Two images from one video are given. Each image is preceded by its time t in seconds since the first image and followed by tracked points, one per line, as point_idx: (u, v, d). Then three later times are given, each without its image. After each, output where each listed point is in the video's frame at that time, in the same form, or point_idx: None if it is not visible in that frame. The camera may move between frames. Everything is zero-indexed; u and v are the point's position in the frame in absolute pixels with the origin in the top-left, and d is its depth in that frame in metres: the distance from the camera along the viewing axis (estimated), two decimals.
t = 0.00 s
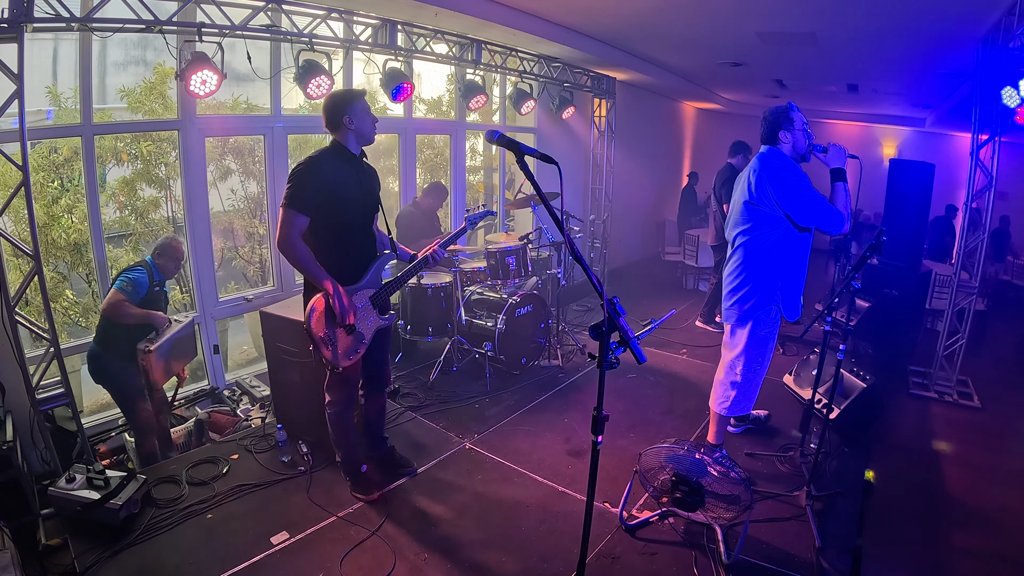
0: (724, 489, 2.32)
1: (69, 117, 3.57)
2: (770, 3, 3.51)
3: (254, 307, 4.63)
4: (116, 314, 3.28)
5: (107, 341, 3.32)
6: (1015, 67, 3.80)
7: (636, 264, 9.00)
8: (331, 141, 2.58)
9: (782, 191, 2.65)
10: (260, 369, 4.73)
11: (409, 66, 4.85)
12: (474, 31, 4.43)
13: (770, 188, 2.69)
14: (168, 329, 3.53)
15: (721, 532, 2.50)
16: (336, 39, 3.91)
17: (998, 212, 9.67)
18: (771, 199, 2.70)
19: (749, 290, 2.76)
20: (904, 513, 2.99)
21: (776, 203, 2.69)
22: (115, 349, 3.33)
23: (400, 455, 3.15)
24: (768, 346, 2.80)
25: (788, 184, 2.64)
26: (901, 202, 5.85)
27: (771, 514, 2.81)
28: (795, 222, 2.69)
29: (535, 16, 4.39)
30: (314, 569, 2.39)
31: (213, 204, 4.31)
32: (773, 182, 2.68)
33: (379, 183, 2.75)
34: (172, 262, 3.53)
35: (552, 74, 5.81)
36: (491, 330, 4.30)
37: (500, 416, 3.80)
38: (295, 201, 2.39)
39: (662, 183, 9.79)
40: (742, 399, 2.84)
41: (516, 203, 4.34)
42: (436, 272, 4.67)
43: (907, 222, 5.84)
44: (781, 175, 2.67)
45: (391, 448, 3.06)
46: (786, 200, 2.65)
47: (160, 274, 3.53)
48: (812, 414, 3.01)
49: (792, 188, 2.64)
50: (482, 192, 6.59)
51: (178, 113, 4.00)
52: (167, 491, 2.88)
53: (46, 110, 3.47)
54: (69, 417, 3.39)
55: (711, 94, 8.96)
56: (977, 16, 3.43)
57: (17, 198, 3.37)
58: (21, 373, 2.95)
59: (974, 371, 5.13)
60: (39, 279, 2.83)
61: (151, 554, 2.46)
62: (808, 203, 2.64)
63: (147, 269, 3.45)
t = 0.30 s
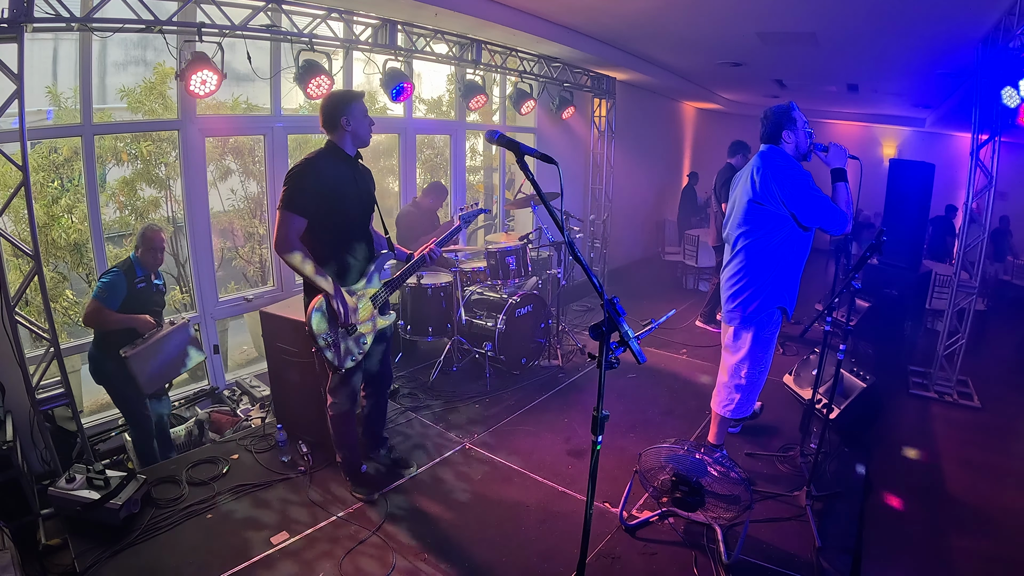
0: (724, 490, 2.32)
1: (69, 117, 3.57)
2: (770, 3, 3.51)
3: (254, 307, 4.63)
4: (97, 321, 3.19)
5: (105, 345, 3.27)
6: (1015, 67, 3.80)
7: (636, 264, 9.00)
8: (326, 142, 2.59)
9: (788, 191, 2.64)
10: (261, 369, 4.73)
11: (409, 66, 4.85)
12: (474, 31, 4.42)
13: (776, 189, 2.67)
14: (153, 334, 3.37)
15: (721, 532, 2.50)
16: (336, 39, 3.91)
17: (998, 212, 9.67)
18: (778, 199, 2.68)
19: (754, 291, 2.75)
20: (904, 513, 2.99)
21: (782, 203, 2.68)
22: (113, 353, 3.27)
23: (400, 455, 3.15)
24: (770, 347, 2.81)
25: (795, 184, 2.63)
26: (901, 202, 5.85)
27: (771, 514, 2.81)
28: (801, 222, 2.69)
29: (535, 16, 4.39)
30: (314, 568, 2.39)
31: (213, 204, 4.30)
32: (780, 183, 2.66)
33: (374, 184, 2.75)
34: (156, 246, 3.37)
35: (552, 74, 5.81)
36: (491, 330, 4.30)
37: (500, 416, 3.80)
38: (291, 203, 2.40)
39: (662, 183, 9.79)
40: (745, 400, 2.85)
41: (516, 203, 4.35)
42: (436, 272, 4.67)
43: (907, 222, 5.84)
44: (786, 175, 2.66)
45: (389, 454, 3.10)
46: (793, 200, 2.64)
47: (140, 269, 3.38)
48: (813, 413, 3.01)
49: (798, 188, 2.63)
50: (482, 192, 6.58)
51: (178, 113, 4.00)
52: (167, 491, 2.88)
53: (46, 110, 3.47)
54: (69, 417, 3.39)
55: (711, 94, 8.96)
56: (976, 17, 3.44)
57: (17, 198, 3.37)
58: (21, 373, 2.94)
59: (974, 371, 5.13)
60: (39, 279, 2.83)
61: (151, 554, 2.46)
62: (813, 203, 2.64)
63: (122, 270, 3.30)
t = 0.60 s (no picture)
0: (724, 490, 2.33)
1: (69, 117, 3.57)
2: (770, 3, 3.51)
3: (254, 307, 4.63)
4: (89, 335, 3.17)
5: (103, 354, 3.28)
6: (1015, 68, 3.80)
7: (636, 264, 9.00)
8: (321, 144, 2.59)
9: (782, 194, 2.64)
10: (261, 369, 4.72)
11: (409, 66, 4.85)
12: (474, 31, 4.42)
13: (770, 192, 2.68)
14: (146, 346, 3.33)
15: (721, 532, 2.50)
16: (336, 39, 3.91)
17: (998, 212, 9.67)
18: (770, 202, 2.69)
19: (751, 293, 2.76)
20: (904, 513, 2.99)
21: (775, 206, 2.68)
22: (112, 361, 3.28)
23: (400, 455, 3.16)
24: (770, 346, 2.81)
25: (788, 187, 2.63)
26: (901, 202, 5.84)
27: (771, 514, 2.81)
28: (795, 224, 2.68)
29: (535, 16, 4.39)
30: (315, 568, 2.40)
31: (213, 204, 4.30)
32: (773, 186, 2.67)
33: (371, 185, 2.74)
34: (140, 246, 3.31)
35: (552, 74, 5.81)
36: (491, 330, 4.29)
37: (500, 416, 3.80)
38: (287, 208, 2.39)
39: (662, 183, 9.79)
40: (746, 399, 2.86)
41: (516, 203, 4.35)
42: (436, 272, 4.67)
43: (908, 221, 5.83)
44: (780, 178, 2.66)
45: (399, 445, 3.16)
46: (786, 203, 2.64)
47: (125, 274, 3.33)
48: (813, 413, 3.01)
49: (791, 191, 2.63)
50: (482, 192, 6.58)
51: (177, 113, 4.00)
52: (167, 491, 2.88)
53: (46, 110, 3.47)
54: (69, 417, 3.40)
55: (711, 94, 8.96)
56: (977, 17, 3.44)
57: (17, 198, 3.38)
58: (21, 373, 2.94)
59: (974, 371, 5.13)
60: (40, 279, 2.83)
61: (151, 554, 2.46)
62: (807, 205, 2.63)
63: (105, 278, 3.25)
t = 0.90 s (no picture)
0: (724, 490, 2.33)
1: (69, 117, 3.58)
2: (771, 4, 3.51)
3: (254, 307, 4.63)
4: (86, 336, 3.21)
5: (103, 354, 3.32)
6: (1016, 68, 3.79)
7: (636, 264, 9.00)
8: (331, 143, 2.58)
9: (772, 198, 2.68)
10: (261, 369, 4.72)
11: (409, 66, 4.85)
12: (474, 31, 4.42)
13: (761, 195, 2.72)
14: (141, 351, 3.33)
15: (721, 532, 2.51)
16: (336, 38, 3.91)
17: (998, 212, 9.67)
18: (761, 206, 2.75)
19: (747, 294, 2.80)
20: (904, 513, 2.99)
21: (765, 209, 2.72)
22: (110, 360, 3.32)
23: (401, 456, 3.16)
24: (770, 347, 2.81)
25: (776, 190, 2.67)
26: (901, 202, 5.84)
27: (771, 514, 2.80)
28: (786, 227, 2.70)
29: (535, 16, 4.39)
30: (315, 568, 2.39)
31: (213, 204, 4.30)
32: (763, 189, 2.71)
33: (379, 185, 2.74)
34: (131, 248, 3.29)
35: (552, 74, 5.81)
36: (491, 330, 4.29)
37: (500, 416, 3.80)
38: (295, 207, 2.38)
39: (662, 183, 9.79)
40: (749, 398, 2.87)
41: (516, 204, 4.35)
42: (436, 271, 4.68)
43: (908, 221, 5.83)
44: (771, 181, 2.70)
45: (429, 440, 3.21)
46: (776, 206, 2.67)
47: (118, 276, 3.33)
48: (812, 413, 3.01)
49: (780, 194, 2.67)
50: (482, 192, 6.58)
51: (177, 113, 4.00)
52: (167, 492, 2.88)
53: (46, 110, 3.47)
54: (69, 417, 3.39)
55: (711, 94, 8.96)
56: (977, 17, 3.44)
57: (17, 198, 3.38)
58: (21, 373, 2.94)
59: (974, 371, 5.13)
60: (40, 279, 2.83)
61: (151, 555, 2.46)
62: (798, 207, 2.64)
63: (98, 280, 3.27)
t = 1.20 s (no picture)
0: (724, 490, 2.33)
1: (69, 117, 3.58)
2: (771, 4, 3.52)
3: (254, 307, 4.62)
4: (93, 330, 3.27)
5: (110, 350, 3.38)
6: (1016, 68, 3.79)
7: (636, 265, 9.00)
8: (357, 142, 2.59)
9: (769, 195, 2.68)
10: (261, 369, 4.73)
11: (409, 66, 4.85)
12: (474, 31, 4.42)
13: (759, 193, 2.73)
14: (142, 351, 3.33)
15: (721, 532, 2.50)
16: (336, 39, 3.91)
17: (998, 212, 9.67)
18: (758, 203, 2.76)
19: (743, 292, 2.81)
20: (903, 513, 2.99)
21: (763, 206, 2.73)
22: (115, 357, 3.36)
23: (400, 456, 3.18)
24: (766, 345, 2.81)
25: (773, 187, 2.67)
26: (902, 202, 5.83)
27: (771, 514, 2.80)
28: (783, 224, 2.69)
29: (535, 16, 4.38)
30: (315, 568, 2.39)
31: (213, 204, 4.30)
32: (761, 186, 2.72)
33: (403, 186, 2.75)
34: (129, 252, 3.25)
35: (552, 74, 5.81)
36: (491, 330, 4.28)
37: (500, 416, 3.80)
38: (316, 203, 2.41)
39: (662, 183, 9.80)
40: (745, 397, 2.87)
41: (516, 204, 4.35)
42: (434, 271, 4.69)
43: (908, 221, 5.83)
44: (769, 178, 2.70)
45: (429, 440, 3.18)
46: (773, 203, 2.67)
47: (120, 275, 3.33)
48: (812, 413, 3.01)
49: (777, 192, 2.67)
50: (482, 191, 6.58)
51: (178, 113, 4.00)
52: (167, 492, 2.88)
53: (46, 110, 3.47)
54: (69, 417, 3.39)
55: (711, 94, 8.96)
56: (977, 17, 3.44)
57: (17, 198, 3.38)
58: (21, 373, 2.94)
59: (974, 371, 5.13)
60: (39, 279, 2.83)
61: (151, 554, 2.46)
62: (795, 205, 2.63)
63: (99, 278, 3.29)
